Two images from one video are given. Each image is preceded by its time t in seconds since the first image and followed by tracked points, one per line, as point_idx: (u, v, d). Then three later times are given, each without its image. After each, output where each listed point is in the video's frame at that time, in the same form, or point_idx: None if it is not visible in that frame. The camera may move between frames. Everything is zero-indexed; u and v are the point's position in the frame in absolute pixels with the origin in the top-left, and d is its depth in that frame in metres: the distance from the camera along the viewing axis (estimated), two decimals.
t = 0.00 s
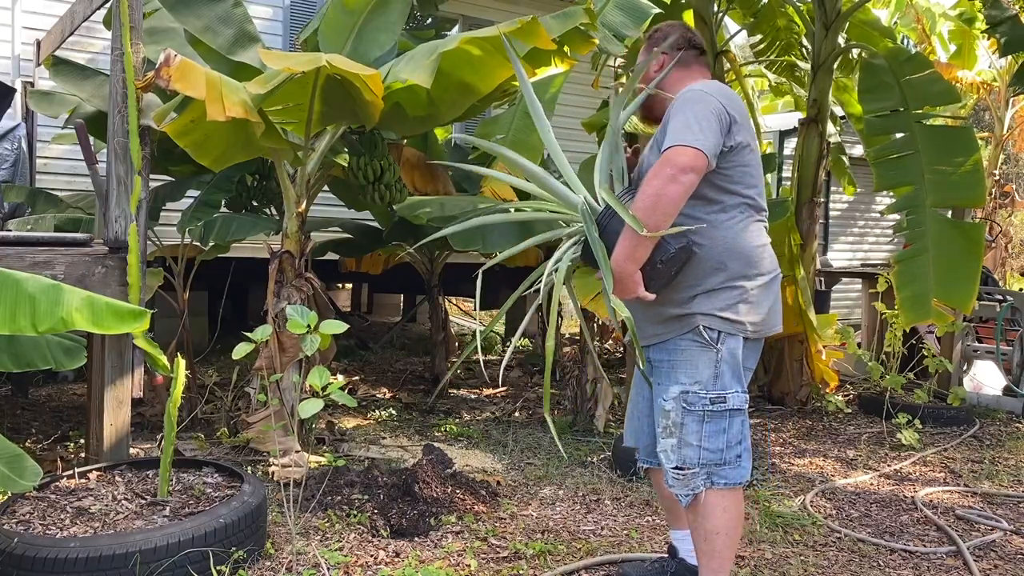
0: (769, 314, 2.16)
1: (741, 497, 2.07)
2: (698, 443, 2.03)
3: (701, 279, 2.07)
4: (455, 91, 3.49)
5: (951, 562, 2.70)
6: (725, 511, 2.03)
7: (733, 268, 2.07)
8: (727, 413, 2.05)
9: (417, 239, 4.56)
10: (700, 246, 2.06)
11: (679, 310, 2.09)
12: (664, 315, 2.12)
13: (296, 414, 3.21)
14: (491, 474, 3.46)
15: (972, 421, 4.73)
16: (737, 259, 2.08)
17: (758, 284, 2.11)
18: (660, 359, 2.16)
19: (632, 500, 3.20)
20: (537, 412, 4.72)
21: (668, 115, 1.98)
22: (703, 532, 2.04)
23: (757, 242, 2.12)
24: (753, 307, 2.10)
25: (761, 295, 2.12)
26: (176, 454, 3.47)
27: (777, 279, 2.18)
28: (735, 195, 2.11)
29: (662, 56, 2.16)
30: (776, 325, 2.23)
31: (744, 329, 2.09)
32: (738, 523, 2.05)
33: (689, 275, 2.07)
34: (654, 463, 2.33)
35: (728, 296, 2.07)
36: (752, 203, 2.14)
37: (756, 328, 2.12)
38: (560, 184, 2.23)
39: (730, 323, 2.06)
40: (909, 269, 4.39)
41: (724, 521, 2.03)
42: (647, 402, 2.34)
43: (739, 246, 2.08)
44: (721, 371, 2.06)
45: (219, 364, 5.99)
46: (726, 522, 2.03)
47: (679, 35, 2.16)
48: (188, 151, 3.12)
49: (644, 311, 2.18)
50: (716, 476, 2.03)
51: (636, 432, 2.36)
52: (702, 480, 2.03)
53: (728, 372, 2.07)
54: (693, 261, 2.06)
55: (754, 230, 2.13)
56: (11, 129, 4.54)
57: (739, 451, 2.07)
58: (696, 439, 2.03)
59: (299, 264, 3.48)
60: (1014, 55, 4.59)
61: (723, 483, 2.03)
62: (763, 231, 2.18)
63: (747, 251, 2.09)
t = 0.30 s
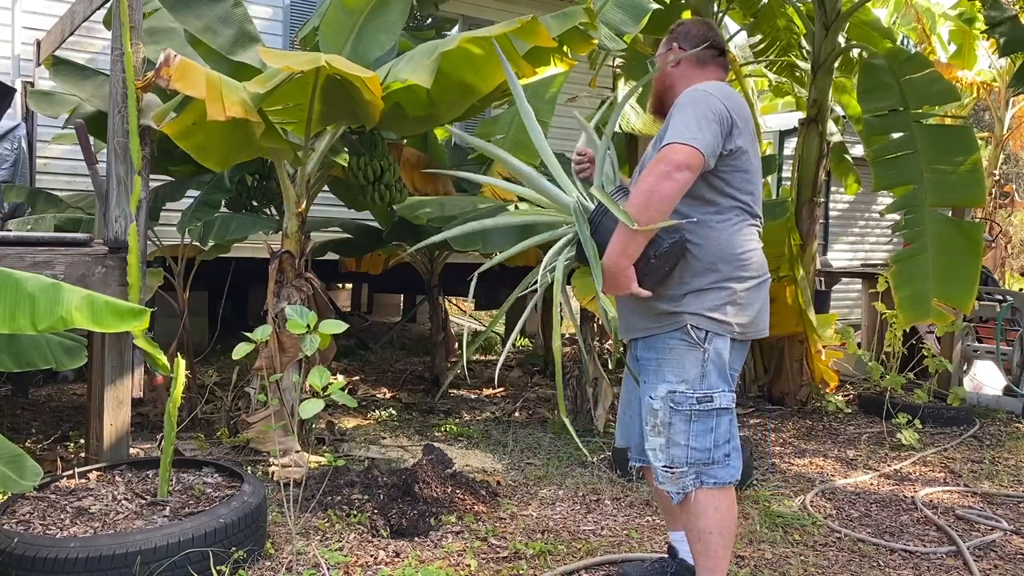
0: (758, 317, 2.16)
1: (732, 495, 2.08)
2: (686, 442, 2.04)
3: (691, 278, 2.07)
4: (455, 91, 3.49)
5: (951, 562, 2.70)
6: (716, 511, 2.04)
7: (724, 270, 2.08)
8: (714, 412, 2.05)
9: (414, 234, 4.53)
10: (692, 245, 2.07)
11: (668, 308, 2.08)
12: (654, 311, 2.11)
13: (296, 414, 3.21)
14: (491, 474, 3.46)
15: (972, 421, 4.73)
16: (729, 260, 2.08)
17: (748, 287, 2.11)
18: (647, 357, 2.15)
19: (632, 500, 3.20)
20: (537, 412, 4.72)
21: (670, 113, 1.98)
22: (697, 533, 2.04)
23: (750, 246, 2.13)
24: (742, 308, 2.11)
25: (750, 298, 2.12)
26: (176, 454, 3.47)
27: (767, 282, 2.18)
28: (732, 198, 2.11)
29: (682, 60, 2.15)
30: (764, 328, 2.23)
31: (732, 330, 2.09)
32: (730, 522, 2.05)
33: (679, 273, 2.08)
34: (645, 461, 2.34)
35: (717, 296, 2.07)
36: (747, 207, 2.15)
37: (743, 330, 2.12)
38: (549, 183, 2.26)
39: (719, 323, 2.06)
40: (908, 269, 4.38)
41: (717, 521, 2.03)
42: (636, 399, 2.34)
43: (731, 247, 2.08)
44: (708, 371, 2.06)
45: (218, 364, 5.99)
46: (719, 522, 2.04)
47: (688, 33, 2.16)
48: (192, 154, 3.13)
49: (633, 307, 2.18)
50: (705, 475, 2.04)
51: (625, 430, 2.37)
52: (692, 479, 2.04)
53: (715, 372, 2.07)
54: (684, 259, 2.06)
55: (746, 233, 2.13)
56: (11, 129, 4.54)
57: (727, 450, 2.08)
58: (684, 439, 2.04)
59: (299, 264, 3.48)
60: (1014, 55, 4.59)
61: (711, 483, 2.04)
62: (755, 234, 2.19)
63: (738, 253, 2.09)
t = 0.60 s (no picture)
0: (758, 315, 2.17)
1: (734, 493, 2.08)
2: (690, 441, 2.03)
3: (691, 277, 2.07)
4: (456, 91, 3.49)
5: (951, 562, 2.70)
6: (718, 509, 2.04)
7: (724, 269, 2.08)
8: (717, 410, 2.05)
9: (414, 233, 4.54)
10: (690, 245, 2.07)
11: (668, 308, 2.08)
12: (654, 312, 2.11)
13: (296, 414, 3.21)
14: (491, 474, 3.46)
15: (972, 421, 4.72)
16: (728, 259, 2.08)
17: (747, 285, 2.12)
18: (650, 356, 2.14)
19: (632, 500, 3.20)
20: (537, 412, 4.72)
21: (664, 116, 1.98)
22: (700, 531, 2.04)
23: (749, 246, 2.13)
24: (743, 306, 2.11)
25: (750, 296, 2.13)
26: (176, 454, 3.47)
27: (766, 280, 2.18)
28: (729, 199, 2.12)
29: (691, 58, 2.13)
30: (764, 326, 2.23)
31: (733, 328, 2.09)
32: (731, 520, 2.05)
33: (678, 273, 2.08)
34: (645, 461, 2.34)
35: (717, 295, 2.07)
36: (744, 206, 2.16)
37: (744, 327, 2.13)
38: (543, 188, 2.29)
39: (719, 322, 2.07)
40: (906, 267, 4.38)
41: (720, 519, 2.04)
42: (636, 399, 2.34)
43: (729, 247, 2.09)
44: (711, 369, 2.07)
45: (218, 364, 5.99)
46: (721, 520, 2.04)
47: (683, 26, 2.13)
48: (190, 151, 3.12)
49: (633, 308, 2.18)
50: (709, 473, 2.04)
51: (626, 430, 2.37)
52: (695, 478, 2.04)
53: (718, 370, 2.07)
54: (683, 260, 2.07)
55: (744, 232, 2.14)
56: (11, 129, 4.54)
57: (730, 448, 2.08)
58: (688, 437, 2.04)
59: (299, 264, 3.48)
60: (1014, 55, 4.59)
61: (715, 481, 2.04)
62: (754, 233, 2.19)
63: (737, 252, 2.10)
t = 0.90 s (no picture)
0: (753, 311, 2.17)
1: (733, 489, 2.07)
2: (688, 437, 2.04)
3: (684, 276, 2.07)
4: (455, 92, 3.49)
5: (951, 562, 2.70)
6: (717, 507, 2.03)
7: (719, 267, 2.08)
8: (714, 406, 2.06)
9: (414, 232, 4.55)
10: (683, 244, 2.07)
11: (664, 307, 2.09)
12: (648, 310, 2.12)
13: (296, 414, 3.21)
14: (491, 474, 3.46)
15: (972, 421, 4.72)
16: (721, 257, 2.08)
17: (741, 282, 2.12)
18: (647, 355, 2.15)
19: (632, 500, 3.20)
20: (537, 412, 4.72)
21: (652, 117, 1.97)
22: (696, 527, 2.04)
23: (743, 243, 2.13)
24: (737, 303, 2.11)
25: (745, 293, 2.13)
26: (176, 454, 3.47)
27: (760, 276, 2.18)
28: (722, 197, 2.11)
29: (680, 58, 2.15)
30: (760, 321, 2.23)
31: (728, 325, 2.09)
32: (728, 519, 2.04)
33: (670, 272, 2.08)
34: (646, 459, 2.35)
35: (711, 292, 2.07)
36: (736, 203, 2.15)
37: (740, 323, 2.13)
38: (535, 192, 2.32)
39: (714, 319, 2.07)
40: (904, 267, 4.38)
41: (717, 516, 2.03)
42: (635, 398, 2.35)
43: (722, 244, 2.08)
44: (707, 366, 2.07)
45: (218, 364, 5.99)
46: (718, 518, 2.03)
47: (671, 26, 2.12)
48: (186, 149, 3.12)
49: (629, 306, 2.18)
50: (707, 470, 2.04)
51: (626, 429, 2.38)
52: (694, 475, 2.04)
53: (714, 367, 2.08)
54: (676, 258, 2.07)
55: (737, 230, 2.14)
56: (11, 129, 4.55)
57: (727, 444, 2.08)
58: (685, 434, 2.04)
59: (299, 264, 3.48)
60: (1014, 55, 4.58)
61: (713, 477, 2.03)
62: (747, 229, 2.19)
63: (730, 249, 2.09)
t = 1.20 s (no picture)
0: (751, 310, 2.17)
1: (710, 485, 2.04)
2: (659, 425, 2.04)
3: (679, 275, 2.08)
4: (455, 92, 3.49)
5: (951, 562, 2.70)
6: (694, 502, 2.01)
7: (715, 267, 2.08)
8: (689, 398, 2.05)
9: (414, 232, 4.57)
10: (679, 243, 2.07)
11: (660, 307, 2.11)
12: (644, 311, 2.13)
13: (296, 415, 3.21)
14: (491, 474, 3.46)
15: (972, 421, 4.72)
16: (718, 257, 2.09)
17: (738, 281, 2.12)
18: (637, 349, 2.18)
19: (632, 500, 3.20)
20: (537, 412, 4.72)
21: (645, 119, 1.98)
22: (675, 519, 2.02)
23: (740, 242, 2.14)
24: (733, 302, 2.11)
25: (743, 293, 2.13)
26: (175, 454, 3.47)
27: (759, 276, 2.18)
28: (718, 197, 2.12)
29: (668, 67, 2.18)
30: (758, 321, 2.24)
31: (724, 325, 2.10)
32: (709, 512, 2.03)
33: (666, 272, 2.09)
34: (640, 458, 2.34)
35: (707, 291, 2.08)
36: (732, 202, 2.16)
37: (736, 323, 2.13)
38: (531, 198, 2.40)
39: (710, 319, 2.08)
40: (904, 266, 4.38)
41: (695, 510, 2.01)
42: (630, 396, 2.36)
43: (719, 244, 2.09)
44: (687, 357, 2.07)
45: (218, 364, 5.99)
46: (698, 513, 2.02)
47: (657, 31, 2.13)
48: (187, 151, 3.12)
49: (627, 306, 2.20)
50: (676, 461, 2.02)
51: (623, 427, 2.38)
52: (662, 464, 2.03)
53: (696, 359, 2.07)
54: (671, 258, 2.08)
55: (734, 229, 2.14)
56: (11, 129, 4.54)
57: (698, 438, 2.05)
58: (657, 420, 2.04)
59: (299, 264, 3.48)
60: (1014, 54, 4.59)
61: (683, 468, 2.01)
62: (744, 228, 2.20)
63: (727, 248, 2.10)
